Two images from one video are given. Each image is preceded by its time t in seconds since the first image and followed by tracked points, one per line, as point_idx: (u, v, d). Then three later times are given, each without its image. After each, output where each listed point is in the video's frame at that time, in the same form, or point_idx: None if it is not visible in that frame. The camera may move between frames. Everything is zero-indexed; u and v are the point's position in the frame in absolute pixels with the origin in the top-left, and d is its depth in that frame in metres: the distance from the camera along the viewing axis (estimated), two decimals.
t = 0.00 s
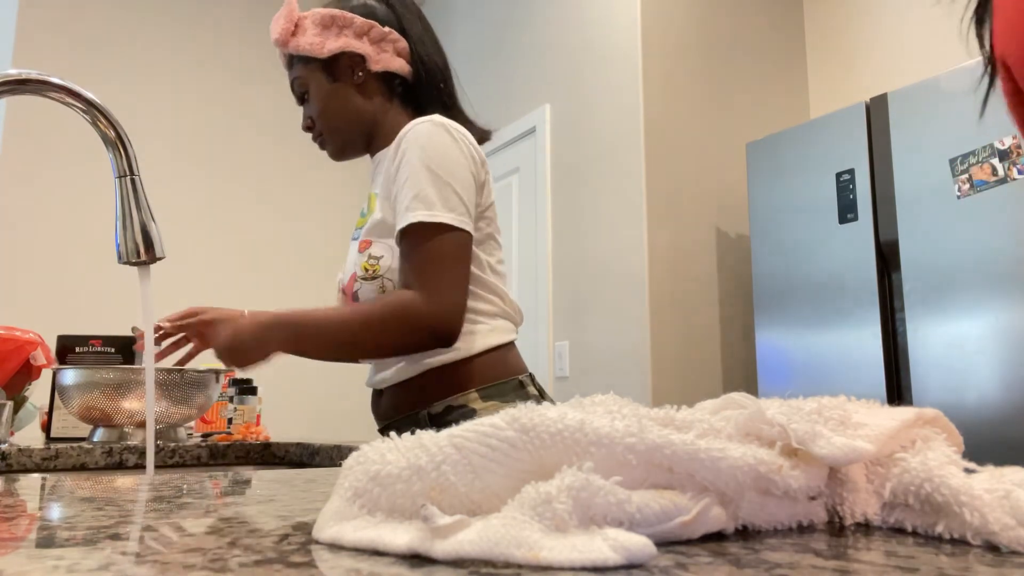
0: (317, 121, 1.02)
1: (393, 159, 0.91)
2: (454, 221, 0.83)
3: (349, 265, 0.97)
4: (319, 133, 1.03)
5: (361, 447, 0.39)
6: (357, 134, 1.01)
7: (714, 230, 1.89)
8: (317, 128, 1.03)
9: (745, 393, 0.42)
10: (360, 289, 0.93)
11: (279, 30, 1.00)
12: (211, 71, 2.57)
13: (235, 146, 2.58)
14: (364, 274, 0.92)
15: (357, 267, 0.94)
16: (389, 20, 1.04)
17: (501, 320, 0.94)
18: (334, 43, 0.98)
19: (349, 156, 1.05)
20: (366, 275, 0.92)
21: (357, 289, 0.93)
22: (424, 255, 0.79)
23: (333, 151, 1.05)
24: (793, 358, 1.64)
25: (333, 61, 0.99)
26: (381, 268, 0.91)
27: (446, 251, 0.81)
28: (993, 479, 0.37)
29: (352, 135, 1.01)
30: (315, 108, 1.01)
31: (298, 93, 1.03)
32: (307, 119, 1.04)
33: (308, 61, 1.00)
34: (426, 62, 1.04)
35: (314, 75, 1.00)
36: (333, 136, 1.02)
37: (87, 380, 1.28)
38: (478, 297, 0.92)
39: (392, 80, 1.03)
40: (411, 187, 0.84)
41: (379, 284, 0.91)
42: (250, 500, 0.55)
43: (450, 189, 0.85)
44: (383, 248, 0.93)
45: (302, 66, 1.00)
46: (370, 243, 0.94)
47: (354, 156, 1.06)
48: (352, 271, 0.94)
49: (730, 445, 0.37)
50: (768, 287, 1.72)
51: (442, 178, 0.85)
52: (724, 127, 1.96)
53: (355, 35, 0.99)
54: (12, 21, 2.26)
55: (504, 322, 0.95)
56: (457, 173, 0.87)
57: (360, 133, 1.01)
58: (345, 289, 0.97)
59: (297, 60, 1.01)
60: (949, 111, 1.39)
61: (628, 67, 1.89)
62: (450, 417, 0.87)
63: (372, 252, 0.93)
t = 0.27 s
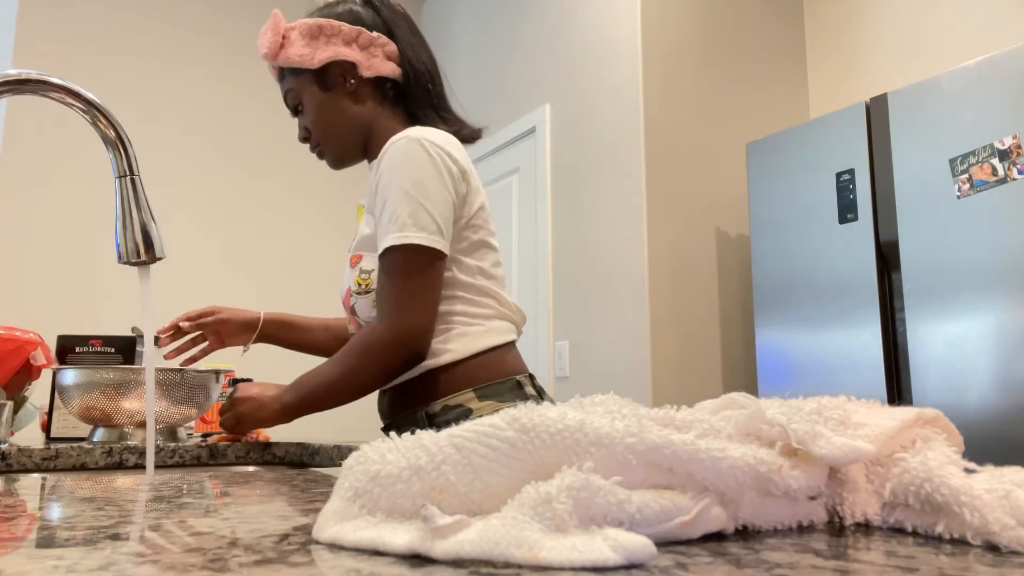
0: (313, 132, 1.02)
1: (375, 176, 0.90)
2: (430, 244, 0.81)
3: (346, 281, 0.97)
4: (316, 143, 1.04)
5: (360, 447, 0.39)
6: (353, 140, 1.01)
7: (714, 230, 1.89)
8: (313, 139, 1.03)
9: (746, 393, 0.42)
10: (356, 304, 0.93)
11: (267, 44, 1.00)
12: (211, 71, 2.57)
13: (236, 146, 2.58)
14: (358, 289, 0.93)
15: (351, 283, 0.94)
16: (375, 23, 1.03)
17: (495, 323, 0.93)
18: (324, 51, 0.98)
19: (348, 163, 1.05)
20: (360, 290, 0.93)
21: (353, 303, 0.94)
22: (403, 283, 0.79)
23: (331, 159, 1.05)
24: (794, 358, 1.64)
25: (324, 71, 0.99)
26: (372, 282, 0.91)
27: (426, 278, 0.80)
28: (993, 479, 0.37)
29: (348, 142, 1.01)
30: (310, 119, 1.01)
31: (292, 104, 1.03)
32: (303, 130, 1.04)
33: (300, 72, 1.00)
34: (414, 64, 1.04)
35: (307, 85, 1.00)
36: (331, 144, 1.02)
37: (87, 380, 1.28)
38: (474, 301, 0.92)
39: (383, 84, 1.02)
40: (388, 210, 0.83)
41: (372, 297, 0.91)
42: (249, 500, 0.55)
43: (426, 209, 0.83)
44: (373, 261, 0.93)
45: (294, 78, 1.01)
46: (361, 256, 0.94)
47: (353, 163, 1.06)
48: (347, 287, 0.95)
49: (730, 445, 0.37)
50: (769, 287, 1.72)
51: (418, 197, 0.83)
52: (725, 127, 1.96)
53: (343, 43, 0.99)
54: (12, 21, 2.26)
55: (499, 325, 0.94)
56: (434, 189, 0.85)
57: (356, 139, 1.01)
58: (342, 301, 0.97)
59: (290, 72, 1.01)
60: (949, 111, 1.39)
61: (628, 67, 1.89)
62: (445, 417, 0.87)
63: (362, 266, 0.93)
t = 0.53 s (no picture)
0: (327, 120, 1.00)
1: (395, 173, 0.92)
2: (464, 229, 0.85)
3: (351, 274, 0.97)
4: (328, 132, 1.02)
5: (361, 447, 0.39)
6: (373, 133, 1.02)
7: (714, 230, 1.90)
8: (326, 128, 1.01)
9: (746, 393, 0.42)
10: (362, 297, 0.93)
11: (287, 25, 0.96)
12: (211, 71, 2.57)
13: (235, 146, 2.58)
14: (365, 282, 0.93)
15: (359, 276, 0.94)
16: (389, 19, 1.04)
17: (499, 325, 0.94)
18: (354, 42, 0.97)
19: (357, 156, 1.05)
20: (367, 283, 0.93)
21: (359, 297, 0.94)
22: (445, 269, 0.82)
23: (340, 150, 1.03)
24: (793, 358, 1.64)
25: (349, 60, 0.99)
26: (381, 276, 0.91)
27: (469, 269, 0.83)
28: (994, 479, 0.37)
29: (369, 133, 1.01)
30: (327, 107, 0.99)
31: (303, 91, 1.00)
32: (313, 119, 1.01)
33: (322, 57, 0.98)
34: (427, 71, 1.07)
35: (330, 72, 0.98)
36: (347, 135, 1.01)
37: (87, 379, 1.28)
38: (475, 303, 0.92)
39: (402, 83, 1.04)
40: (421, 200, 0.85)
41: (379, 292, 0.91)
42: (249, 500, 0.55)
43: (457, 199, 0.86)
44: (383, 256, 0.92)
45: (312, 62, 0.98)
46: (371, 251, 0.94)
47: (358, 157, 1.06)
48: (354, 280, 0.95)
49: (730, 445, 0.37)
50: (768, 287, 1.72)
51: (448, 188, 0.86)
52: (725, 127, 1.96)
53: (372, 37, 0.99)
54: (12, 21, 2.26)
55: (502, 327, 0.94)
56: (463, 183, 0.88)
57: (375, 132, 1.02)
58: (348, 297, 0.98)
59: (307, 58, 0.98)
60: (949, 111, 1.39)
61: (628, 68, 1.89)
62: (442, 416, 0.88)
63: (372, 260, 0.93)
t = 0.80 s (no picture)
0: (336, 105, 0.99)
1: (397, 176, 0.93)
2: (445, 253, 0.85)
3: (358, 280, 0.99)
4: (333, 118, 1.01)
5: (361, 447, 0.39)
6: (379, 124, 1.02)
7: (714, 230, 1.90)
8: (333, 114, 1.00)
9: (746, 393, 0.42)
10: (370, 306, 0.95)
11: (304, 6, 0.96)
12: (211, 71, 2.57)
13: (235, 146, 2.58)
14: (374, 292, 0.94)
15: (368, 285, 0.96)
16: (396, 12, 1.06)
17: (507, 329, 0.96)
18: (371, 29, 0.98)
19: (358, 147, 1.04)
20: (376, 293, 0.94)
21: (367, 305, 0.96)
22: (408, 287, 0.83)
23: (343, 138, 1.03)
24: (793, 358, 1.64)
25: (363, 49, 0.99)
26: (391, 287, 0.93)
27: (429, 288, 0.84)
28: (994, 479, 0.37)
29: (376, 124, 1.01)
30: (338, 92, 0.98)
31: (309, 74, 0.99)
32: (317, 104, 1.00)
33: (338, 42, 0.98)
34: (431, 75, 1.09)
35: (343, 57, 0.98)
36: (353, 122, 1.01)
37: (87, 379, 1.28)
38: (483, 310, 0.93)
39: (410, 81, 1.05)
40: (412, 212, 0.86)
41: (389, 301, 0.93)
42: (249, 500, 0.55)
43: (446, 221, 0.86)
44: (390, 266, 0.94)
45: (328, 45, 0.98)
46: (377, 260, 0.95)
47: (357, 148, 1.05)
48: (363, 288, 0.97)
49: (730, 445, 0.37)
50: (768, 287, 1.72)
51: (438, 208, 0.86)
52: (725, 127, 1.96)
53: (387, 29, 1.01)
54: (12, 21, 2.26)
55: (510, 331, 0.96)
56: (457, 202, 0.88)
57: (381, 124, 1.02)
58: (353, 301, 0.99)
59: (318, 40, 0.98)
60: (949, 111, 1.39)
61: (628, 67, 1.89)
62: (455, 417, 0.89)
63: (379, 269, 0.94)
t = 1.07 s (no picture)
0: (327, 99, 0.98)
1: (388, 187, 0.93)
2: (429, 268, 0.84)
3: (352, 292, 0.99)
4: (322, 112, 1.00)
5: (361, 447, 0.39)
6: (369, 121, 1.02)
7: (714, 230, 1.90)
8: (323, 107, 0.99)
9: (746, 393, 0.42)
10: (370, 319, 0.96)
11: None
12: (211, 70, 2.57)
13: (236, 146, 2.58)
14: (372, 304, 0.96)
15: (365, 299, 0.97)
16: (394, 9, 1.06)
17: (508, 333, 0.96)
18: (368, 23, 0.98)
19: (346, 143, 1.03)
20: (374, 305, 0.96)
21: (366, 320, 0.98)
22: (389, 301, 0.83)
23: (330, 134, 1.02)
24: (793, 358, 1.64)
25: (359, 44, 0.99)
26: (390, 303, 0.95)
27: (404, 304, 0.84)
28: (994, 479, 0.37)
29: (366, 121, 1.01)
30: (330, 85, 0.98)
31: (301, 65, 0.98)
32: (307, 96, 0.99)
33: (334, 35, 0.98)
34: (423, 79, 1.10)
35: (338, 50, 0.98)
36: (343, 118, 1.00)
37: (87, 379, 1.27)
38: (485, 317, 0.93)
39: (403, 80, 1.06)
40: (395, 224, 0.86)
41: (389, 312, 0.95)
42: (249, 500, 0.55)
43: (430, 235, 0.85)
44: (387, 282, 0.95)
45: (323, 37, 0.97)
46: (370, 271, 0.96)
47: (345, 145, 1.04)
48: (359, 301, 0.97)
49: (730, 445, 0.37)
50: (769, 286, 1.72)
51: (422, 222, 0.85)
52: (725, 127, 1.96)
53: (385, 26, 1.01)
54: (13, 21, 2.26)
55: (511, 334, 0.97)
56: (443, 216, 0.87)
57: (371, 122, 1.02)
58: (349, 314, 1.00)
59: (312, 32, 0.97)
60: (949, 111, 1.39)
61: (628, 67, 1.89)
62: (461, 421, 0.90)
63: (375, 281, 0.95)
